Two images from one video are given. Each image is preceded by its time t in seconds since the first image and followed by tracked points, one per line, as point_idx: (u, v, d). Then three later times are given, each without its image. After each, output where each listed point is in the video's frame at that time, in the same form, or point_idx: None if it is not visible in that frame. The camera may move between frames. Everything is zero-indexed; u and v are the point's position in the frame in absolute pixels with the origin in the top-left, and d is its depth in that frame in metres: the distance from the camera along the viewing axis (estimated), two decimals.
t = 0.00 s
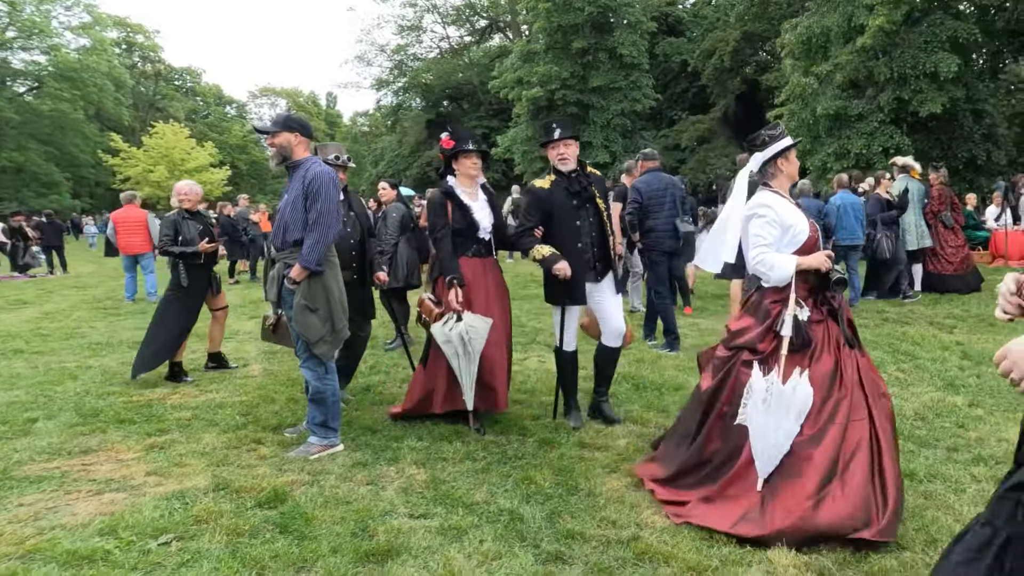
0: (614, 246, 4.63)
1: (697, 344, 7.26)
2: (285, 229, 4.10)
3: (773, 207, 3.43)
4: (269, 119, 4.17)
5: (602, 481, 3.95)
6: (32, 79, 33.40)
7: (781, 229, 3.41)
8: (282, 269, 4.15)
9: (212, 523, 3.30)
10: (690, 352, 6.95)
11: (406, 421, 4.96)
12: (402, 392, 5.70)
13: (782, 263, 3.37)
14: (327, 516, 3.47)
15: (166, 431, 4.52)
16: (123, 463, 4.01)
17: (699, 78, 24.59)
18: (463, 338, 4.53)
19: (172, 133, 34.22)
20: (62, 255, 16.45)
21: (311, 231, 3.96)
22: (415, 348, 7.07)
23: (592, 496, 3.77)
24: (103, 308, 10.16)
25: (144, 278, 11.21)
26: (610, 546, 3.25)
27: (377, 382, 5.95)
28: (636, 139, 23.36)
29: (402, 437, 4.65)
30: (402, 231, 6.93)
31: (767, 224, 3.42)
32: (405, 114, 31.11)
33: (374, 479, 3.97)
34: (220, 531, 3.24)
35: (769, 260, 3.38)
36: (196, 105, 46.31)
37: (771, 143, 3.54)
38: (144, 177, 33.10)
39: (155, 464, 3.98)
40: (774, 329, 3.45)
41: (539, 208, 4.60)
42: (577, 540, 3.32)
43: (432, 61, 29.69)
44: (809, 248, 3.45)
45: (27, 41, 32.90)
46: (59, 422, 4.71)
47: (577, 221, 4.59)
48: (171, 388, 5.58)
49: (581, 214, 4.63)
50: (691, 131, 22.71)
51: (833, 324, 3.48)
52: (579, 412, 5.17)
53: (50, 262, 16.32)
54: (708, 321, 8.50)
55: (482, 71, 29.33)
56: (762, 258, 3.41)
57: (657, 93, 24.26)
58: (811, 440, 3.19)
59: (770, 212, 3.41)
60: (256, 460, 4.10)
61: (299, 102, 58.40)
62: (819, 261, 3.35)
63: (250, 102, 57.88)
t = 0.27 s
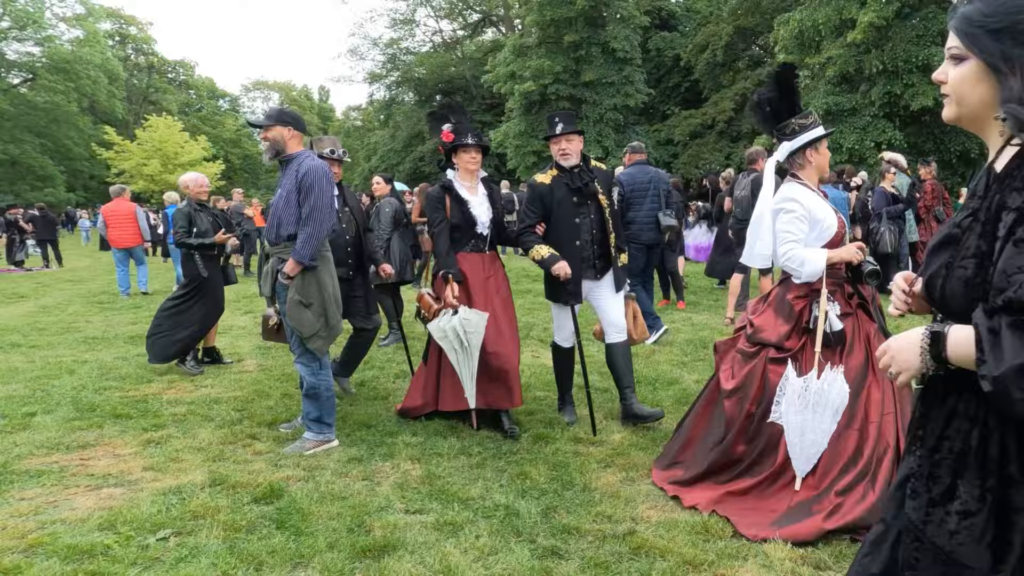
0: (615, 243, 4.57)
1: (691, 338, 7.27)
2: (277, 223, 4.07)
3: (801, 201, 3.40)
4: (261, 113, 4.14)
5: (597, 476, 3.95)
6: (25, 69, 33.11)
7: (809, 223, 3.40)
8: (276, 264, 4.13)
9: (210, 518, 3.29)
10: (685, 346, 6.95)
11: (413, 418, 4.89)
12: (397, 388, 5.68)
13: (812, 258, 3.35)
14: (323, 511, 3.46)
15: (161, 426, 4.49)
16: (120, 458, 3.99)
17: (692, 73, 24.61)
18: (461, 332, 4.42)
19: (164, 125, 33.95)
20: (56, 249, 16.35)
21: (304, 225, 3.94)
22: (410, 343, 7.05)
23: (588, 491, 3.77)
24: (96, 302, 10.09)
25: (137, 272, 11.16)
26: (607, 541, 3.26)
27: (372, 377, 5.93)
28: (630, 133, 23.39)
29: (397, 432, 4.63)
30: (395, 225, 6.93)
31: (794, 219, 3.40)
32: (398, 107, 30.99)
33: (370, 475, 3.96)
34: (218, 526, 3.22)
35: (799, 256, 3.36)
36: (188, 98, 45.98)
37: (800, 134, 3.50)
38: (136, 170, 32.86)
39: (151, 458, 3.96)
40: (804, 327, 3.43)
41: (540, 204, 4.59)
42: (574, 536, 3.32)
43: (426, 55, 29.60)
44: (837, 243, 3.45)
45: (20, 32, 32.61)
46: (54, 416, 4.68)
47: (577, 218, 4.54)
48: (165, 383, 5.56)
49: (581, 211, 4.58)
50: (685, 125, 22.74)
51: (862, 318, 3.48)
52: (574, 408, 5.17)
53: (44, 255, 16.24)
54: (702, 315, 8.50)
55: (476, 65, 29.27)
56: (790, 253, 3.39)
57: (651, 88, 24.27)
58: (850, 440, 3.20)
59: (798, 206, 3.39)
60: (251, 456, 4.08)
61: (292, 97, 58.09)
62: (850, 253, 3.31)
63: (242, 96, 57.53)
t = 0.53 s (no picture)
0: (609, 245, 4.48)
1: (676, 336, 7.30)
2: (260, 222, 4.04)
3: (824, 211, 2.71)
4: (244, 111, 4.10)
5: (582, 474, 3.97)
6: (9, 67, 32.68)
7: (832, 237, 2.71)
8: (259, 262, 4.10)
9: (195, 519, 3.26)
10: (669, 344, 6.98)
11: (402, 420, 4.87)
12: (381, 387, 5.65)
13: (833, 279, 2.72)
14: (308, 512, 3.44)
15: (145, 427, 4.45)
16: (104, 460, 3.95)
17: (675, 72, 24.74)
18: (440, 342, 4.37)
19: (146, 123, 33.56)
20: (38, 248, 16.13)
21: (286, 223, 3.91)
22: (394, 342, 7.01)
23: (572, 489, 3.78)
24: (78, 302, 9.97)
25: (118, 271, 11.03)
26: (593, 538, 3.27)
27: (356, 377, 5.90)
28: (614, 133, 23.44)
29: (381, 432, 4.62)
30: (378, 223, 6.90)
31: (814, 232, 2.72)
32: (383, 106, 30.85)
33: (354, 475, 3.94)
34: (202, 528, 3.19)
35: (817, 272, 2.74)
36: (170, 95, 45.49)
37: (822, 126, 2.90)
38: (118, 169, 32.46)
39: (135, 460, 3.92)
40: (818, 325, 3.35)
41: (535, 201, 4.53)
42: (560, 533, 3.33)
43: (410, 53, 29.49)
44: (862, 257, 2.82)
45: (5, 28, 32.15)
46: (37, 418, 4.62)
47: (570, 216, 4.47)
48: (147, 383, 5.50)
49: (576, 210, 4.49)
50: (668, 124, 22.88)
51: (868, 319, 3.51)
52: (559, 406, 5.17)
53: (26, 255, 16.02)
54: (686, 313, 8.54)
55: (460, 64, 29.23)
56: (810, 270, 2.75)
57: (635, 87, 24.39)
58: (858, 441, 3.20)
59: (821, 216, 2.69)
60: (235, 457, 4.05)
61: (274, 94, 57.60)
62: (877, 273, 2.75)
63: (224, 93, 56.99)
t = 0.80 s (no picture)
0: (629, 236, 4.43)
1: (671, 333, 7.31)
2: (255, 219, 4.03)
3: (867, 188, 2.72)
4: (239, 109, 4.09)
5: (579, 471, 3.98)
6: (5, 63, 32.48)
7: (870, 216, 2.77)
8: (253, 260, 4.09)
9: (192, 518, 3.26)
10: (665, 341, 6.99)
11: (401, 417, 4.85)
12: (377, 385, 5.65)
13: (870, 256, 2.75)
14: (305, 510, 3.43)
15: (142, 425, 4.43)
16: (101, 458, 3.93)
17: (670, 69, 24.79)
18: (441, 344, 4.32)
19: (142, 120, 33.39)
20: (34, 246, 16.06)
21: (281, 221, 3.91)
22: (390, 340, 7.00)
23: (569, 487, 3.79)
24: (73, 300, 9.93)
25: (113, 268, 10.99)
26: (590, 535, 3.28)
27: (352, 374, 5.89)
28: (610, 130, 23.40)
29: (377, 430, 4.61)
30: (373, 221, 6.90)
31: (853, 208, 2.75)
32: (378, 103, 30.77)
33: (350, 473, 3.94)
34: (199, 526, 3.18)
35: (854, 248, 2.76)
36: (165, 92, 45.29)
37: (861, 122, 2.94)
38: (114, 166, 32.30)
39: (132, 458, 3.91)
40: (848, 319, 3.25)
41: (552, 193, 4.48)
42: (557, 531, 3.34)
43: (406, 50, 29.42)
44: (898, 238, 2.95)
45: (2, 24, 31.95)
46: (34, 416, 4.60)
47: (587, 207, 4.44)
48: (144, 381, 5.48)
49: (594, 201, 4.46)
50: (663, 121, 22.91)
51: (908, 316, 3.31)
52: (555, 403, 5.18)
53: (22, 252, 15.95)
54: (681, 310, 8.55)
55: (455, 61, 29.20)
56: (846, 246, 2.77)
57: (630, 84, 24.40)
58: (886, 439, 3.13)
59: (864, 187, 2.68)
60: (231, 455, 4.04)
61: (269, 92, 57.37)
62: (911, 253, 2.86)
63: (218, 90, 56.75)
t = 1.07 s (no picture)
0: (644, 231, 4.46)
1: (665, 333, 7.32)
2: (249, 219, 4.02)
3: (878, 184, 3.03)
4: (232, 108, 4.08)
5: (573, 471, 3.98)
6: None
7: (883, 206, 3.04)
8: (247, 260, 4.07)
9: (187, 518, 3.25)
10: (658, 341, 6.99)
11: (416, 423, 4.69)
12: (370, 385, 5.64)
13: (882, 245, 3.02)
14: (299, 511, 3.43)
15: (136, 425, 4.42)
16: (95, 458, 3.92)
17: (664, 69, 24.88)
18: (469, 342, 4.26)
19: (136, 119, 33.23)
20: (27, 246, 15.98)
21: (275, 221, 3.90)
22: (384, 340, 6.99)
23: (563, 486, 3.79)
24: (66, 300, 9.88)
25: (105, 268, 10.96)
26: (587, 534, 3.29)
27: (345, 375, 5.88)
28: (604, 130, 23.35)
29: (371, 430, 4.61)
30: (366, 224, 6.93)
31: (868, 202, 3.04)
32: (372, 102, 30.71)
33: (345, 473, 3.93)
34: (194, 527, 3.18)
35: (869, 238, 3.04)
36: (159, 91, 45.10)
37: (879, 116, 3.21)
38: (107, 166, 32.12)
39: (127, 459, 3.89)
40: (871, 314, 3.18)
41: (567, 187, 4.48)
42: (552, 530, 3.34)
43: (400, 50, 29.38)
44: (910, 228, 3.10)
45: None
46: (29, 417, 4.58)
47: (602, 203, 4.45)
48: (138, 381, 5.46)
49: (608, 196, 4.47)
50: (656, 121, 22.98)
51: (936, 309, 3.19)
52: (550, 403, 5.18)
53: (16, 253, 15.86)
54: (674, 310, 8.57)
55: (449, 61, 29.21)
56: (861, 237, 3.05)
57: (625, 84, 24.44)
58: (916, 437, 3.09)
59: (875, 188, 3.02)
60: (226, 455, 4.03)
61: (262, 91, 57.18)
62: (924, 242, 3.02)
63: (211, 90, 56.54)
